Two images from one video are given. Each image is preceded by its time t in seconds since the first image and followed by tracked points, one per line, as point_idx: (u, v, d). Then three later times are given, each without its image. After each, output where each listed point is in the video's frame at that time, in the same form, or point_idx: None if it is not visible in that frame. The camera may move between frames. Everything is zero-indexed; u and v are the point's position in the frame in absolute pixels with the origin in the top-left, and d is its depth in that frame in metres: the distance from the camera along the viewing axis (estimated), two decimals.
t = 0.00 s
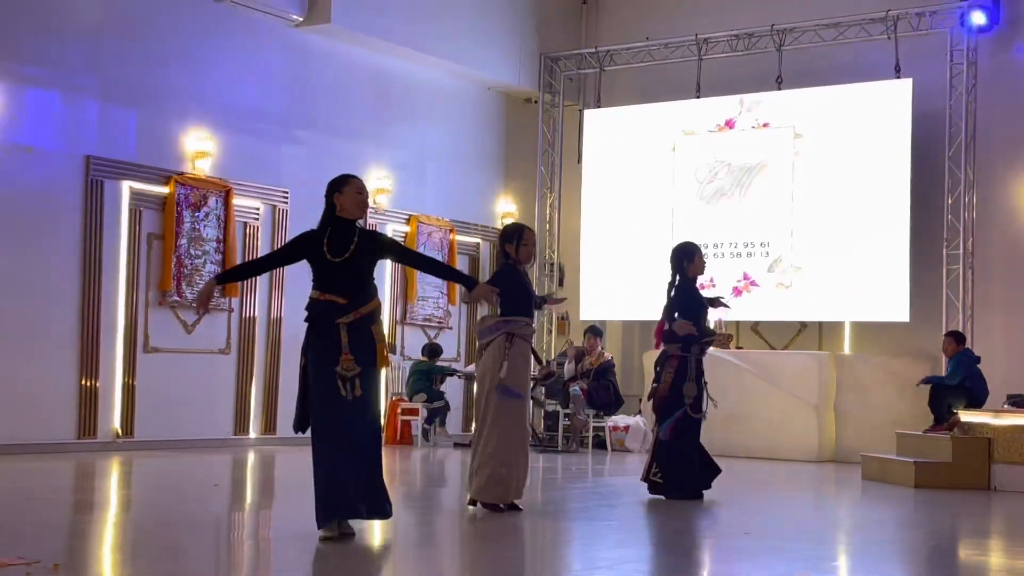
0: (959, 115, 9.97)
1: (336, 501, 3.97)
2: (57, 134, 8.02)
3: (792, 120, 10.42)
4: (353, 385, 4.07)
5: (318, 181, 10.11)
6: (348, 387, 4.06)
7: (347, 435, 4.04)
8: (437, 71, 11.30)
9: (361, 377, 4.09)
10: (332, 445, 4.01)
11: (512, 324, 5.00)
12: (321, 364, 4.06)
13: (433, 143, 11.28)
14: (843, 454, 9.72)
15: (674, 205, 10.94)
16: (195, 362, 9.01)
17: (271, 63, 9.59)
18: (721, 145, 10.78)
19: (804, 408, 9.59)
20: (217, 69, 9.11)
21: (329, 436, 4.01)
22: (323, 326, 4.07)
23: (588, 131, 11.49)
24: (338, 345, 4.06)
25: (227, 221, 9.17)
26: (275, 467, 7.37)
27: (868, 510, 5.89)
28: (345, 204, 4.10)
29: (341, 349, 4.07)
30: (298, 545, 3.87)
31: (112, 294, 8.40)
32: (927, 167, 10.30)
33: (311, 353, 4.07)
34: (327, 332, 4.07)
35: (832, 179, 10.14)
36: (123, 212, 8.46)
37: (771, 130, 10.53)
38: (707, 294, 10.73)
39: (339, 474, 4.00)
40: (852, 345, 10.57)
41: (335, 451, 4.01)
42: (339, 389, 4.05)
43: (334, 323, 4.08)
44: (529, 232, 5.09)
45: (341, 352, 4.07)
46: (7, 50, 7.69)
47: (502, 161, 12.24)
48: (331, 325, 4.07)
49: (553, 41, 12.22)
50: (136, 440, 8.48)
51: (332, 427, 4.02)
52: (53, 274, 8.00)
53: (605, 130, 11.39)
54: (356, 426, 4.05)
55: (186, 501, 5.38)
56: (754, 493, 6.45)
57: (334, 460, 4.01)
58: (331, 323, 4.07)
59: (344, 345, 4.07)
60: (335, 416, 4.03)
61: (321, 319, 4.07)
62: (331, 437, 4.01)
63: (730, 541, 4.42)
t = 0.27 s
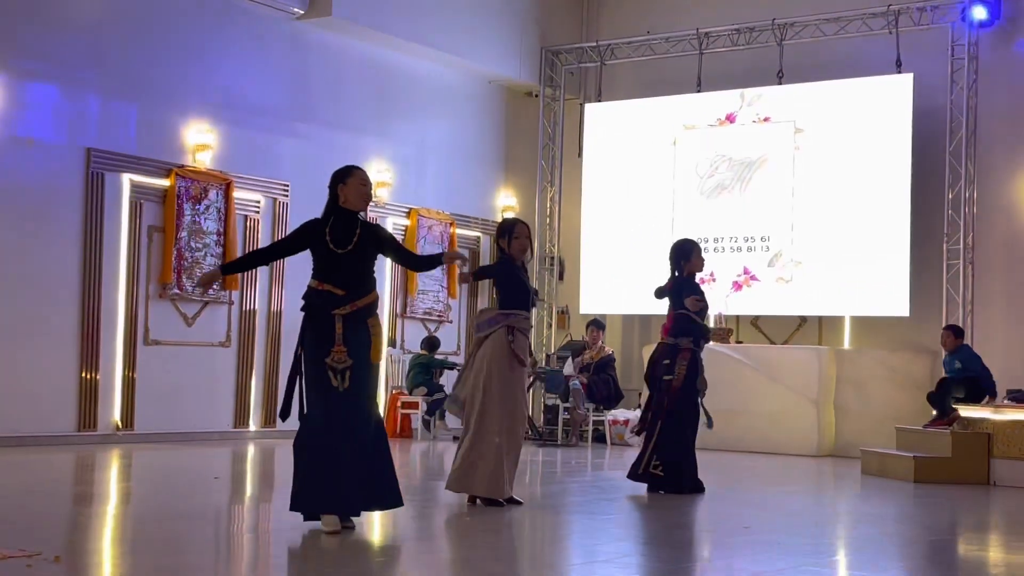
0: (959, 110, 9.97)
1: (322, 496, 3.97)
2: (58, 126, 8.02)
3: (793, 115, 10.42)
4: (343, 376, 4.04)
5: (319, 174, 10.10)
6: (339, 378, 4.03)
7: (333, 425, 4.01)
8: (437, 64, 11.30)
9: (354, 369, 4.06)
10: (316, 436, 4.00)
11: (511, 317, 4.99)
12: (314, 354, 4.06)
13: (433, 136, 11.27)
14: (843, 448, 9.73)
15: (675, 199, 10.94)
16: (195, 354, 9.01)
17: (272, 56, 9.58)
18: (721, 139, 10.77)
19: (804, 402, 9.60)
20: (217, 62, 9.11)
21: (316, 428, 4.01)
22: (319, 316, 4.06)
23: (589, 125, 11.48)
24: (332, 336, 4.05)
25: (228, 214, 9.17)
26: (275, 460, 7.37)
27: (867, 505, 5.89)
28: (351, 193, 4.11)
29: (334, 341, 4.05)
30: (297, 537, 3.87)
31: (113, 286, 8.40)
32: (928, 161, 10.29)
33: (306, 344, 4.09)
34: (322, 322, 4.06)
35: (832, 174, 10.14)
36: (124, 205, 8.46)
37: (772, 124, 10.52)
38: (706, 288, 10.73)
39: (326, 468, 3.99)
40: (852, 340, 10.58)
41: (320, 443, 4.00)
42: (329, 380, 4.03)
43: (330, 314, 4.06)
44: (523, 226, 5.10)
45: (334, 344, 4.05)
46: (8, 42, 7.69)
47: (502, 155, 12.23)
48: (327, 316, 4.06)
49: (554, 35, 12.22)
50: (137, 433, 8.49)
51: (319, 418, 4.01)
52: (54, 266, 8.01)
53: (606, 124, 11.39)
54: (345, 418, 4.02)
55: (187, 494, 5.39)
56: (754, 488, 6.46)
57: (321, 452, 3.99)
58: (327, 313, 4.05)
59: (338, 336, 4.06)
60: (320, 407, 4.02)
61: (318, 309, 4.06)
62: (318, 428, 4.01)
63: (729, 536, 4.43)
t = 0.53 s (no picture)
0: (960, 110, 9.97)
1: (323, 501, 3.96)
2: (58, 122, 8.02)
3: (793, 114, 10.42)
4: (352, 383, 4.06)
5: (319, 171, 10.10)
6: (348, 386, 4.04)
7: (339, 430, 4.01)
8: (438, 62, 11.30)
9: (357, 377, 4.08)
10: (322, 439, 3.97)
11: (494, 321, 5.03)
12: (321, 359, 4.04)
13: (434, 134, 11.27)
14: (842, 448, 9.73)
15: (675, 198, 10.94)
16: (195, 351, 9.01)
17: (273, 53, 9.58)
18: (722, 139, 10.77)
19: (803, 402, 9.60)
20: (218, 59, 9.11)
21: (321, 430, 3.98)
22: (323, 320, 4.04)
23: (590, 123, 11.48)
24: (339, 343, 4.05)
25: (228, 211, 9.17)
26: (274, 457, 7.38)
27: (866, 505, 5.90)
28: (348, 203, 4.11)
29: (340, 348, 4.05)
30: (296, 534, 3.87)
31: (113, 282, 8.40)
32: (928, 161, 10.30)
33: (310, 348, 4.04)
34: (327, 328, 4.05)
35: (833, 174, 10.14)
36: (124, 202, 8.46)
37: (772, 124, 10.52)
38: (706, 287, 10.73)
39: (327, 472, 3.98)
40: (852, 340, 10.58)
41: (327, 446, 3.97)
42: (335, 385, 4.03)
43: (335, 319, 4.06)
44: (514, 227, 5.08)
45: (340, 350, 4.06)
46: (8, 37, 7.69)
47: (502, 153, 12.23)
48: (331, 323, 4.04)
49: (555, 34, 12.22)
50: (136, 429, 8.49)
51: (325, 422, 3.99)
52: (53, 262, 8.01)
53: (606, 122, 11.39)
54: (349, 426, 4.03)
55: (186, 490, 5.40)
56: (753, 488, 6.46)
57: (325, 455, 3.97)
58: (331, 320, 4.04)
59: (344, 342, 4.06)
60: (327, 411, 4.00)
61: (323, 314, 4.04)
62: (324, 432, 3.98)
63: (729, 535, 4.43)
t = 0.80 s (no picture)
0: (960, 117, 9.99)
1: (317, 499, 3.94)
2: (57, 124, 8.01)
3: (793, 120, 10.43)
4: (342, 376, 4.03)
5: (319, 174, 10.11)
6: (333, 378, 4.00)
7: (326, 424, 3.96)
8: (439, 65, 11.31)
9: (346, 370, 4.06)
10: (309, 435, 3.92)
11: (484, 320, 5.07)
12: (314, 350, 3.97)
13: (434, 138, 11.28)
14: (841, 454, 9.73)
15: (675, 203, 10.95)
16: (194, 353, 9.02)
17: (273, 55, 9.59)
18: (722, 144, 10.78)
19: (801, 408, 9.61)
20: (219, 61, 9.12)
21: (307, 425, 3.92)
22: (322, 311, 4.00)
23: (590, 127, 11.49)
24: (334, 336, 4.03)
25: (228, 213, 9.18)
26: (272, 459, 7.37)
27: (864, 511, 5.90)
28: (343, 193, 4.09)
29: (335, 340, 4.03)
30: (294, 536, 3.87)
31: (112, 285, 8.41)
32: (928, 168, 10.30)
33: (304, 338, 3.96)
34: (325, 319, 4.01)
35: (832, 180, 10.15)
36: (124, 204, 8.46)
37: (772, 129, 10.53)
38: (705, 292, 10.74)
39: (315, 469, 3.94)
40: (851, 346, 10.59)
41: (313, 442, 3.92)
42: (330, 379, 3.99)
43: (333, 311, 4.03)
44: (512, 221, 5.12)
45: (334, 343, 4.03)
46: (9, 39, 7.69)
47: (502, 157, 12.25)
48: (331, 315, 4.02)
49: (556, 38, 12.23)
50: (134, 431, 8.49)
51: (313, 416, 3.93)
52: (53, 265, 8.01)
53: (606, 127, 11.40)
54: (340, 419, 4.01)
55: (184, 493, 5.40)
56: (751, 493, 6.47)
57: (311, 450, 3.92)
58: (332, 312, 4.02)
59: (339, 335, 4.05)
60: (315, 406, 3.94)
61: (324, 305, 4.01)
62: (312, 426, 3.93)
63: (727, 540, 4.44)
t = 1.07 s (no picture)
0: (960, 122, 10.00)
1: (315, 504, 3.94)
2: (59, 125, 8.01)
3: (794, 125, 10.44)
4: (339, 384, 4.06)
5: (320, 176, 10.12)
6: (335, 387, 4.04)
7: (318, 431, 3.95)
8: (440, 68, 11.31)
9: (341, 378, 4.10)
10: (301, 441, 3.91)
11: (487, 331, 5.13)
12: (318, 359, 3.98)
13: (435, 141, 11.29)
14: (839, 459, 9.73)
15: (675, 208, 10.96)
16: (193, 355, 9.02)
17: (274, 58, 9.60)
18: (722, 149, 10.78)
19: (800, 412, 9.61)
20: (220, 63, 9.12)
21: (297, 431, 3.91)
22: (325, 320, 4.02)
23: (591, 131, 11.50)
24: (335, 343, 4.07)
25: (228, 215, 9.19)
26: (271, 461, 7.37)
27: (863, 516, 5.91)
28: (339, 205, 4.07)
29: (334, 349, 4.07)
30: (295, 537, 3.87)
31: (112, 286, 8.41)
32: (927, 173, 10.31)
33: (309, 347, 3.96)
34: (325, 326, 4.03)
35: (832, 185, 10.15)
36: (124, 205, 8.47)
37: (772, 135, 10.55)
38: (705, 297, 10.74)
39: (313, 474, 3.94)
40: (850, 351, 10.59)
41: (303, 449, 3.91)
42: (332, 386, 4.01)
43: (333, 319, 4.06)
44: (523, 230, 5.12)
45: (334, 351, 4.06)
46: (11, 40, 7.70)
47: (503, 160, 12.26)
48: (330, 322, 4.04)
49: (556, 42, 12.24)
50: (133, 433, 8.49)
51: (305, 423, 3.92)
52: (53, 266, 8.01)
53: (607, 130, 11.41)
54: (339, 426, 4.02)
55: (183, 494, 5.40)
56: (750, 497, 6.47)
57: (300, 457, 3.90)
58: (331, 318, 4.05)
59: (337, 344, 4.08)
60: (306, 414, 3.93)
61: (325, 312, 4.03)
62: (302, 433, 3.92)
63: (726, 544, 4.45)
